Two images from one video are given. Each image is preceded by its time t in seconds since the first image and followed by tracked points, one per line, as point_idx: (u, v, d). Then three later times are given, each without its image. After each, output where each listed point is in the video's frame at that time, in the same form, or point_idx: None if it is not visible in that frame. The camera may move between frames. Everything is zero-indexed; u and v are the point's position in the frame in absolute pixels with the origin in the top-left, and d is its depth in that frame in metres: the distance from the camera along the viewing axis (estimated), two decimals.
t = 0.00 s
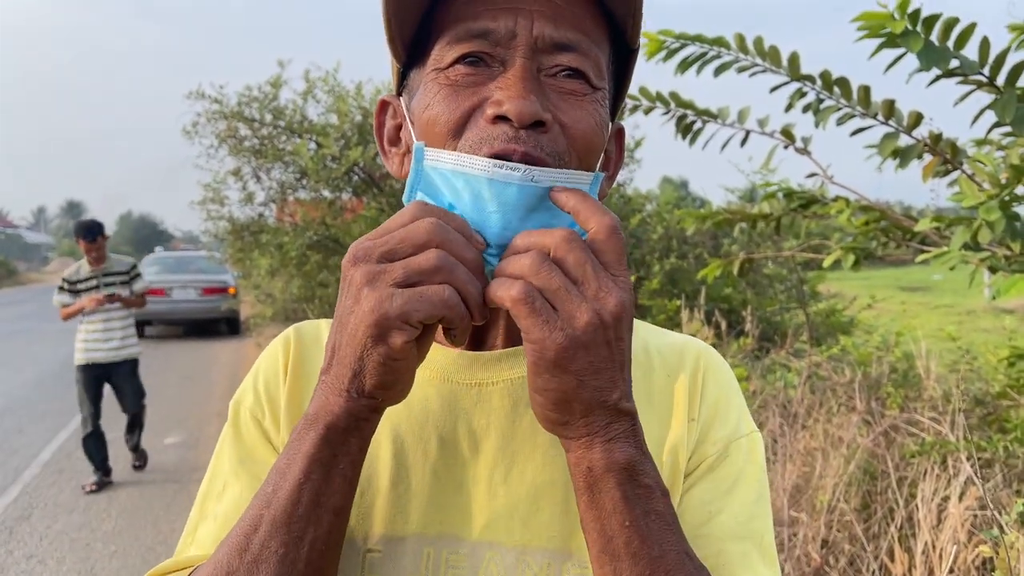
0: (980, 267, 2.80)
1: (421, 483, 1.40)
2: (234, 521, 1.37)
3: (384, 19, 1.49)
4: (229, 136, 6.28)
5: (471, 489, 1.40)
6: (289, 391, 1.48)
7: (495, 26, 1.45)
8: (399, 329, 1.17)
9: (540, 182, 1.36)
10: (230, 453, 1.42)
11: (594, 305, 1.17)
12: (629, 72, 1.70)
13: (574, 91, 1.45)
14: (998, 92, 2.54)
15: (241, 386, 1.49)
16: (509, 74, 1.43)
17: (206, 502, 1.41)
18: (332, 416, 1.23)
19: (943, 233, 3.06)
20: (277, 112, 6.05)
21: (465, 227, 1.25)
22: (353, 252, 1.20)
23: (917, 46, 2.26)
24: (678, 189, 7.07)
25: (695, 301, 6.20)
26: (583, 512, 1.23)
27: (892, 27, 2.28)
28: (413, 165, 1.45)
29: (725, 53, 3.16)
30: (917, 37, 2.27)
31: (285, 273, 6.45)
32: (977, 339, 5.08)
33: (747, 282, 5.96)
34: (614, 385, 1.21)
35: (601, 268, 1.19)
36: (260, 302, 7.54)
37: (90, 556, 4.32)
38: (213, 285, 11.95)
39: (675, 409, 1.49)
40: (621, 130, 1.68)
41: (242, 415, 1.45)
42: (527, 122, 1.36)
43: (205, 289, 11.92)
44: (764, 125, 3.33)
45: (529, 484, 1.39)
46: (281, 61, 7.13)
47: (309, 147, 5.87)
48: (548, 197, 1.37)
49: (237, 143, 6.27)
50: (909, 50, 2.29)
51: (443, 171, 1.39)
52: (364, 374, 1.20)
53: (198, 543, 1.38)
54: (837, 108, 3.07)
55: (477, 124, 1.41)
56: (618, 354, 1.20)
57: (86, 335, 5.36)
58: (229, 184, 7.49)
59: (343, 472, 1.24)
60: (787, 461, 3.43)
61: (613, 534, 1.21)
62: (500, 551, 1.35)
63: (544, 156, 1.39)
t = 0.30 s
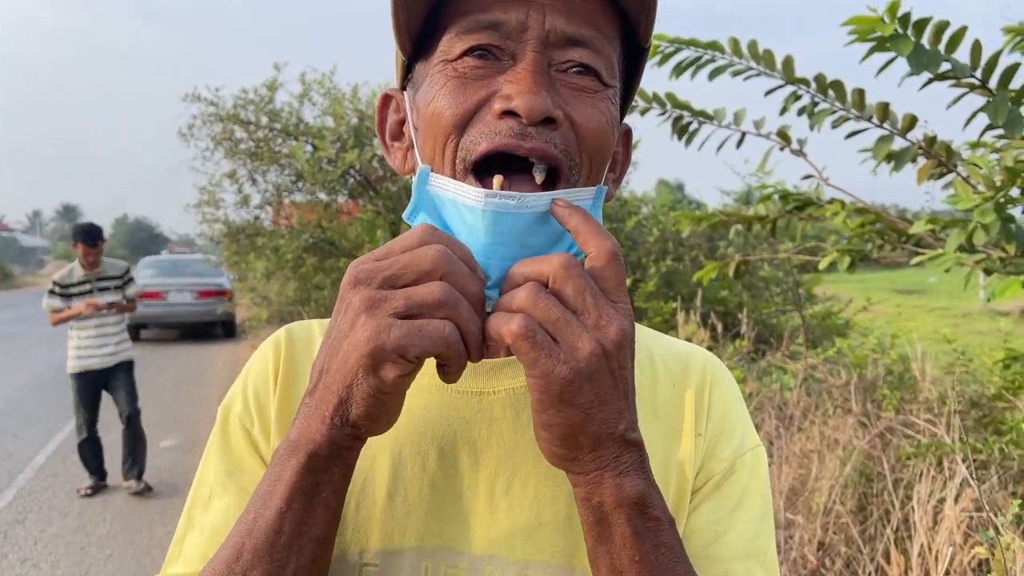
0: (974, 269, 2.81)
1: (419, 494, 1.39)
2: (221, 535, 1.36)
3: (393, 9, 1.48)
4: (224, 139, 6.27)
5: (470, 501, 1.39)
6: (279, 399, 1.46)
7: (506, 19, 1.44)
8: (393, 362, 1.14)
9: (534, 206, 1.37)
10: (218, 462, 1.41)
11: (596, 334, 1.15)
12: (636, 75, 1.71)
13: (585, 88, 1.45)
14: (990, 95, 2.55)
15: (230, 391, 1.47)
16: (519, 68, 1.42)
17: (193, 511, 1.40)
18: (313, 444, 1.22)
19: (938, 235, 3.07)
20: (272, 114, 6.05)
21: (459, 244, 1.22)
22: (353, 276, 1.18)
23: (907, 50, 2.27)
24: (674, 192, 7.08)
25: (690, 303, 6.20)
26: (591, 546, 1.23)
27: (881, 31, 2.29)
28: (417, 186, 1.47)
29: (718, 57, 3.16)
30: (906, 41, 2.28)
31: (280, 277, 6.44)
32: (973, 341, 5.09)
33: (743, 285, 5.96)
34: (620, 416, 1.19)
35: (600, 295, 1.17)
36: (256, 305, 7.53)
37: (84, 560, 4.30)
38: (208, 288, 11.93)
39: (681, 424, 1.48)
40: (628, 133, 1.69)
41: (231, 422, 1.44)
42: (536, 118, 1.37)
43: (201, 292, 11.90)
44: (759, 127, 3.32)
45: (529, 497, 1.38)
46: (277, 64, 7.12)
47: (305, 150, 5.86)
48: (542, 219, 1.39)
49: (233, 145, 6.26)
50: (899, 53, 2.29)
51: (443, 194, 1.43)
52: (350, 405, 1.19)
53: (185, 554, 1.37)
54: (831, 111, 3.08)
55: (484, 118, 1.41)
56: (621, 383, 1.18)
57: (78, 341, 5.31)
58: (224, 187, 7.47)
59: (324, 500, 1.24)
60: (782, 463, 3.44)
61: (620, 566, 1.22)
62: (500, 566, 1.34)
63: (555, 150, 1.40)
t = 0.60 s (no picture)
0: (965, 268, 2.82)
1: (434, 505, 1.38)
2: (227, 544, 1.35)
3: None
4: (216, 139, 6.25)
5: (485, 511, 1.38)
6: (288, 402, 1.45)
7: (532, 9, 1.42)
8: (412, 367, 1.13)
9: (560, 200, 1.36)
10: (225, 467, 1.39)
11: (623, 339, 1.14)
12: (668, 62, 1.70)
13: (613, 82, 1.43)
14: (979, 94, 2.55)
15: (239, 393, 1.47)
16: (545, 61, 1.40)
17: (199, 518, 1.38)
18: (330, 453, 1.20)
19: (929, 233, 3.08)
20: (264, 114, 6.03)
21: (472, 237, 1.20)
22: (369, 277, 1.16)
23: (893, 50, 2.27)
24: (666, 192, 7.08)
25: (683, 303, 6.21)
26: (614, 560, 1.21)
27: (868, 31, 2.29)
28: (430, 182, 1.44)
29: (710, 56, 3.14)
30: (893, 40, 2.28)
31: (272, 278, 6.42)
32: (964, 339, 5.10)
33: (735, 284, 5.95)
34: (646, 426, 1.19)
35: (629, 299, 1.16)
36: (247, 306, 7.50)
37: (75, 563, 4.28)
38: (200, 289, 11.89)
39: (708, 432, 1.49)
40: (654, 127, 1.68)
41: (240, 425, 1.43)
42: (562, 116, 1.35)
43: (192, 293, 11.85)
44: (750, 125, 3.33)
45: (548, 507, 1.38)
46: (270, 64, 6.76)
47: (296, 151, 5.85)
48: (569, 213, 1.37)
49: (224, 146, 6.23)
50: (886, 53, 2.30)
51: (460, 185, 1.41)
52: (368, 412, 1.17)
53: (190, 562, 1.36)
54: (821, 111, 3.09)
55: (506, 114, 1.39)
56: (648, 391, 1.18)
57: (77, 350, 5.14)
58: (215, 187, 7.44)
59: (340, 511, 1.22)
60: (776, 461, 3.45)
61: None
62: None
63: (581, 149, 1.38)
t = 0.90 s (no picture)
0: (950, 262, 2.84)
1: (463, 511, 1.35)
2: (249, 550, 1.34)
3: None
4: (201, 137, 6.21)
5: (517, 517, 1.35)
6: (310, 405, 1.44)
7: None
8: (429, 375, 1.10)
9: (594, 189, 1.36)
10: (246, 472, 1.39)
11: (660, 345, 1.11)
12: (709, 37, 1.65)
13: (644, 68, 1.41)
14: (964, 89, 2.57)
15: (261, 393, 1.46)
16: (573, 49, 1.38)
17: (221, 524, 1.38)
18: (346, 465, 1.18)
19: (914, 229, 3.09)
20: (249, 112, 5.99)
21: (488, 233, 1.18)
22: (380, 280, 1.14)
23: (879, 45, 2.28)
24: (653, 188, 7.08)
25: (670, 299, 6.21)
26: None
27: (854, 26, 2.30)
28: (453, 164, 1.45)
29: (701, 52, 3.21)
30: (879, 35, 2.29)
31: (259, 276, 6.38)
32: (949, 334, 5.13)
33: (723, 281, 5.92)
34: (686, 435, 1.15)
35: (664, 302, 1.13)
36: (234, 305, 7.46)
37: (61, 564, 4.25)
38: (186, 289, 11.83)
39: (747, 434, 1.44)
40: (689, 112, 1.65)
41: (261, 428, 1.42)
42: (591, 106, 1.33)
43: (178, 292, 11.78)
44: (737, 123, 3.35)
45: (580, 511, 1.35)
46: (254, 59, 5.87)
47: (283, 148, 5.82)
48: (600, 204, 1.37)
49: (209, 144, 6.20)
50: (872, 48, 2.31)
51: (484, 170, 1.40)
52: (384, 421, 1.15)
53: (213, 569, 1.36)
54: (808, 106, 3.09)
55: (533, 105, 1.37)
56: (687, 399, 1.14)
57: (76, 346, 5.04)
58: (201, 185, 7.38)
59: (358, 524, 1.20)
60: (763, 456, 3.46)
61: None
62: None
63: (612, 139, 1.36)
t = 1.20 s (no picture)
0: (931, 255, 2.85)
1: (487, 506, 1.35)
2: (275, 543, 1.34)
3: None
4: (183, 133, 6.15)
5: (541, 513, 1.35)
6: (333, 394, 1.44)
7: None
8: (464, 352, 1.12)
9: (619, 180, 1.33)
10: (269, 464, 1.38)
11: (704, 323, 1.12)
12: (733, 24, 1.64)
13: (670, 58, 1.40)
14: (943, 83, 2.58)
15: (281, 387, 1.46)
16: (596, 38, 1.37)
17: (243, 518, 1.37)
18: (377, 447, 1.18)
19: (895, 222, 3.11)
20: (231, 107, 5.95)
21: (507, 202, 1.18)
22: (407, 260, 1.14)
23: (860, 44, 2.29)
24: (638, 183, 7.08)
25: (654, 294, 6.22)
26: (682, 557, 1.19)
27: (835, 24, 2.31)
28: (474, 154, 1.43)
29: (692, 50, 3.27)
30: (860, 34, 2.30)
31: (242, 272, 6.34)
32: (931, 327, 5.17)
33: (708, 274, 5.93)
34: (723, 417, 1.16)
35: (710, 281, 1.14)
36: (217, 301, 7.39)
37: (44, 563, 4.23)
38: (169, 286, 11.75)
39: (772, 425, 1.45)
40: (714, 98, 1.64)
41: (284, 421, 1.42)
42: (614, 98, 1.32)
43: (161, 289, 11.66)
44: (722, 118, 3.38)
45: (607, 508, 1.35)
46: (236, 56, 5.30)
47: (266, 143, 5.79)
48: (625, 192, 1.35)
49: (191, 139, 6.15)
50: (853, 46, 2.32)
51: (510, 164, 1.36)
52: (417, 401, 1.16)
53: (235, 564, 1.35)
54: (791, 100, 3.11)
55: (555, 96, 1.36)
56: (727, 381, 1.15)
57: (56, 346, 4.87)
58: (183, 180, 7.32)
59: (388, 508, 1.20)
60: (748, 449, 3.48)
61: None
62: None
63: (635, 131, 1.35)
